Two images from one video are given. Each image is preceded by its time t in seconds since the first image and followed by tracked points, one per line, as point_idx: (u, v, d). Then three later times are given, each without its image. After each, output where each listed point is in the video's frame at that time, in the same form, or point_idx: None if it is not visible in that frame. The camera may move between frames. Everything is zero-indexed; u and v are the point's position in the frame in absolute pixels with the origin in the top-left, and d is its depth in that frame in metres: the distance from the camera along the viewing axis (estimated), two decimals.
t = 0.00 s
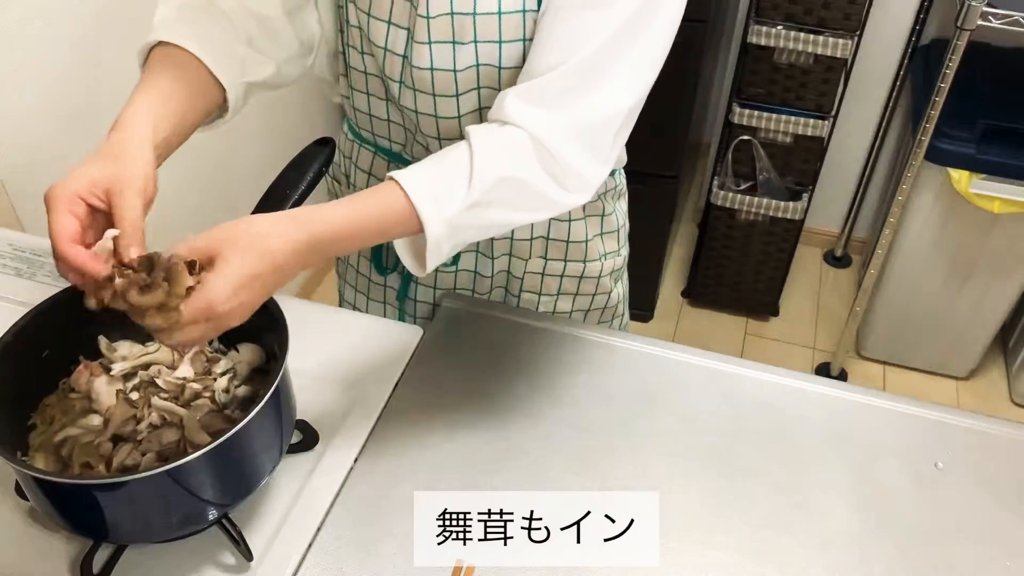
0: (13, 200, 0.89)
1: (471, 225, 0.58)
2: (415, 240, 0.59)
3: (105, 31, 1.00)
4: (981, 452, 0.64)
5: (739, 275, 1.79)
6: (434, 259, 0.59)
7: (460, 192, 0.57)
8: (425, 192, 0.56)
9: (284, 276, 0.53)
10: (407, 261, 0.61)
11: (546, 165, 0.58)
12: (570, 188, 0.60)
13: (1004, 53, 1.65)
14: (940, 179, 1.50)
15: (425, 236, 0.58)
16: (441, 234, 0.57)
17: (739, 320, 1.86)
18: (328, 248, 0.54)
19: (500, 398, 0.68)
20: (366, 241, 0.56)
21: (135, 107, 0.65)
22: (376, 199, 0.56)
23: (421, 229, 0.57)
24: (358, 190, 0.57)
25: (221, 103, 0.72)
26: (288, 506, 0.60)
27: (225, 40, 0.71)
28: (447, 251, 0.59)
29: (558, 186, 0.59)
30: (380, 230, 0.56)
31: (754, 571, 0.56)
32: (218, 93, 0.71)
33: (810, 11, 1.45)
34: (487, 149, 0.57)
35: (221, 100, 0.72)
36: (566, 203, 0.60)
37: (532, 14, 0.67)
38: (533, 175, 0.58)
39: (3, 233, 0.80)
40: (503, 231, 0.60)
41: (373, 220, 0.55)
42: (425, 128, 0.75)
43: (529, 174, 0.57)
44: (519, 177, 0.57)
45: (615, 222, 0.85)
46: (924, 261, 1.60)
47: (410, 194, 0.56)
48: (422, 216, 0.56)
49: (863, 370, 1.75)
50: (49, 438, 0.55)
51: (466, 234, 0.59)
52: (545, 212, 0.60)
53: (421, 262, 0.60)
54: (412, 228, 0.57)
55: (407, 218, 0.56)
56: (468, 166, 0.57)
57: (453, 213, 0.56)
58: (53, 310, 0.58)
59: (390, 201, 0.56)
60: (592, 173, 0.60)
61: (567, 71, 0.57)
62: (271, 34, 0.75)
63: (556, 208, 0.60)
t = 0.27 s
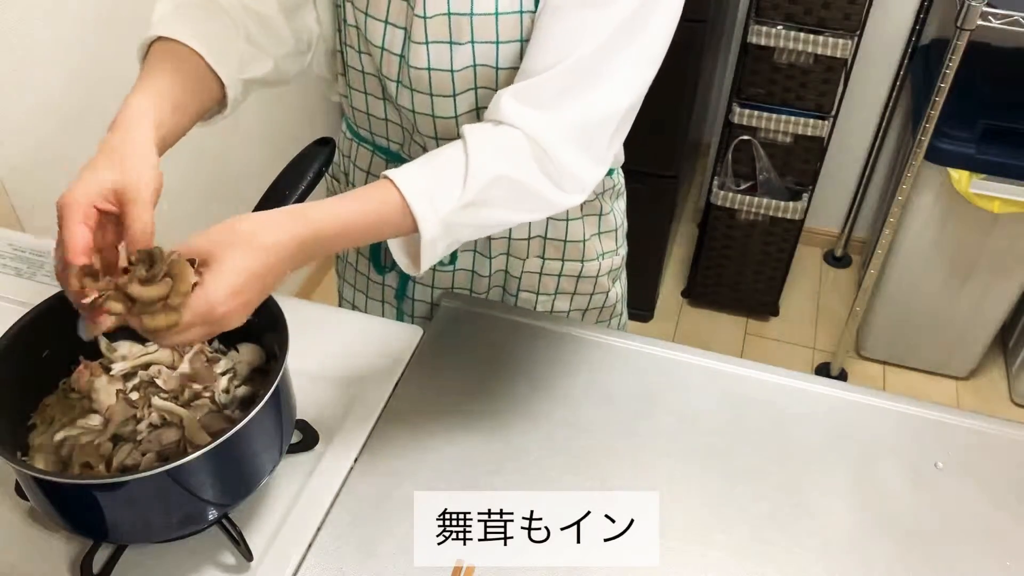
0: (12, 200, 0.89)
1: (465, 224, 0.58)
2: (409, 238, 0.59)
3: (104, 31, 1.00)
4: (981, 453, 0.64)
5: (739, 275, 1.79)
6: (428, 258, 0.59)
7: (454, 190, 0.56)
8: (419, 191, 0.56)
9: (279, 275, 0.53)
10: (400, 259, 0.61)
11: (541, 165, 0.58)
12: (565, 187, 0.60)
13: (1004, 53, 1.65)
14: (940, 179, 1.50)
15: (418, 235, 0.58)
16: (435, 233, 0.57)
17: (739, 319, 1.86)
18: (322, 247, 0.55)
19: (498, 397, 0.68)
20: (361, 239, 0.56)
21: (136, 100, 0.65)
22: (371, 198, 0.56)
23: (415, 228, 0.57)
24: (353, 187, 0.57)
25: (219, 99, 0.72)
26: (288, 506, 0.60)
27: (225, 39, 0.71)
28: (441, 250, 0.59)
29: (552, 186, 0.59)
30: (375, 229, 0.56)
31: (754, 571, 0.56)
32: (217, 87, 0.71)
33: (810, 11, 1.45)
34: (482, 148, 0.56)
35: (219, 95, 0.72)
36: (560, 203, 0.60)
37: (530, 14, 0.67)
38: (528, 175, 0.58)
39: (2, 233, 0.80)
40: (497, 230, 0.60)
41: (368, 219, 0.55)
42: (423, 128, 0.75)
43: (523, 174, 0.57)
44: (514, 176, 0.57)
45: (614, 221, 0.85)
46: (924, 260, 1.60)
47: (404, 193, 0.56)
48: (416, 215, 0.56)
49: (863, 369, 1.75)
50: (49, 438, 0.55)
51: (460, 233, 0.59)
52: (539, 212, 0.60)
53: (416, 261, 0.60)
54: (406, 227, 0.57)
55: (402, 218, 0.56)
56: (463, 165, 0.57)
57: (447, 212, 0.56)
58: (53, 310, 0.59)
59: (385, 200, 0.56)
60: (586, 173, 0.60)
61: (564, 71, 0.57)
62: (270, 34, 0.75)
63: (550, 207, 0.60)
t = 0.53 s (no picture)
0: (13, 199, 0.89)
1: (460, 223, 0.58)
2: (403, 237, 0.59)
3: (105, 31, 1.00)
4: (980, 452, 0.64)
5: (739, 275, 1.79)
6: (422, 256, 0.59)
7: (449, 189, 0.57)
8: (414, 190, 0.56)
9: (268, 272, 0.53)
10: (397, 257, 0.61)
11: (537, 164, 0.58)
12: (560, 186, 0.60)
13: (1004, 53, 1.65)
14: (940, 179, 1.50)
15: (413, 233, 0.58)
16: (429, 231, 0.57)
17: (739, 319, 1.86)
18: (314, 244, 0.55)
19: (498, 397, 0.68)
20: (352, 237, 0.56)
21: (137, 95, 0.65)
22: (364, 196, 0.56)
23: (408, 225, 0.57)
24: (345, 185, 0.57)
25: (222, 99, 0.72)
26: (288, 505, 0.60)
27: (225, 39, 0.71)
28: (436, 248, 0.59)
29: (548, 185, 0.59)
30: (365, 227, 0.56)
31: (754, 571, 0.56)
32: (218, 89, 0.71)
33: (810, 11, 1.45)
34: (477, 146, 0.57)
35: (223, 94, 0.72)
36: (556, 202, 0.59)
37: (530, 13, 0.67)
38: (523, 174, 0.57)
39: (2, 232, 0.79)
40: (492, 229, 0.60)
41: (361, 216, 0.55)
42: (423, 127, 0.75)
43: (519, 173, 0.57)
44: (509, 175, 0.57)
45: (614, 221, 0.85)
46: (924, 260, 1.60)
47: (398, 191, 0.56)
48: (411, 213, 0.56)
49: (863, 369, 1.75)
50: (49, 437, 0.55)
51: (455, 231, 0.59)
52: (535, 211, 0.60)
53: (411, 260, 0.60)
54: (398, 225, 0.57)
55: (394, 216, 0.57)
56: (458, 164, 0.57)
57: (441, 211, 0.56)
58: (53, 310, 0.58)
59: (377, 198, 0.56)
60: (582, 172, 0.60)
61: (560, 70, 0.57)
62: (271, 33, 0.75)
63: (546, 207, 0.60)
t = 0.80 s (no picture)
0: (13, 200, 0.89)
1: (467, 222, 0.58)
2: (410, 235, 0.59)
3: (104, 31, 1.00)
4: (981, 452, 0.64)
5: (739, 275, 1.79)
6: (428, 255, 0.59)
7: (456, 188, 0.56)
8: (422, 188, 0.56)
9: (275, 267, 0.53)
10: (401, 256, 0.61)
11: (542, 163, 0.58)
12: (565, 185, 0.60)
13: (1004, 53, 1.65)
14: (940, 180, 1.50)
15: (420, 231, 0.58)
16: (436, 230, 0.57)
17: (739, 319, 1.86)
18: (322, 240, 0.54)
19: (498, 397, 0.68)
20: (360, 234, 0.55)
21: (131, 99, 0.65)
22: (373, 193, 0.56)
23: (416, 223, 0.57)
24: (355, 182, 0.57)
25: (219, 105, 0.72)
26: (288, 505, 0.60)
27: (225, 40, 0.71)
28: (442, 247, 0.59)
29: (553, 184, 0.59)
30: (374, 224, 0.56)
31: (754, 571, 0.56)
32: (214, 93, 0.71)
33: (810, 11, 1.45)
34: (484, 145, 0.56)
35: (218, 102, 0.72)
36: (561, 201, 0.60)
37: (531, 13, 0.67)
38: (528, 173, 0.58)
39: (3, 233, 0.79)
40: (498, 227, 0.60)
41: (369, 214, 0.55)
42: (424, 127, 0.75)
43: (525, 171, 0.57)
44: (515, 174, 0.57)
45: (614, 222, 0.85)
46: (924, 260, 1.60)
47: (407, 189, 0.55)
48: (419, 211, 0.55)
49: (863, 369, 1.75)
50: (49, 437, 0.55)
51: (461, 230, 0.58)
52: (541, 209, 0.60)
53: (416, 258, 0.60)
54: (406, 222, 0.57)
55: (403, 214, 0.56)
56: (465, 163, 0.57)
57: (449, 209, 0.56)
58: (52, 309, 0.58)
59: (385, 194, 0.56)
60: (587, 171, 0.60)
61: (564, 69, 0.57)
62: (270, 33, 0.75)
63: (550, 205, 0.60)
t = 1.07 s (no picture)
0: (12, 200, 0.89)
1: (464, 221, 0.58)
2: (408, 236, 0.59)
3: (104, 31, 1.00)
4: (980, 452, 0.64)
5: (739, 275, 1.79)
6: (426, 254, 0.59)
7: (453, 188, 0.56)
8: (420, 188, 0.56)
9: (276, 265, 0.53)
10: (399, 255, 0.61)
11: (540, 162, 0.58)
12: (563, 185, 0.60)
13: (1004, 52, 1.65)
14: (940, 180, 1.50)
15: (418, 231, 0.58)
16: (434, 230, 0.57)
17: (739, 319, 1.86)
18: (322, 239, 0.54)
19: (498, 397, 0.68)
20: (360, 234, 0.55)
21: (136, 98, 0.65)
22: (373, 192, 0.56)
23: (413, 226, 0.57)
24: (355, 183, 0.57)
25: (220, 101, 0.72)
26: (288, 505, 0.60)
27: (225, 40, 0.71)
28: (439, 246, 0.59)
29: (551, 184, 0.59)
30: (373, 225, 0.56)
31: (754, 570, 0.56)
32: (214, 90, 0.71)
33: (810, 11, 1.45)
34: (483, 145, 0.56)
35: (218, 98, 0.72)
36: (559, 201, 0.60)
37: (530, 13, 0.67)
38: (526, 173, 0.58)
39: (2, 232, 0.80)
40: (496, 227, 0.60)
41: (368, 212, 0.55)
42: (423, 127, 0.75)
43: (523, 171, 0.57)
44: (513, 174, 0.57)
45: (614, 221, 0.85)
46: (924, 260, 1.60)
47: (405, 189, 0.55)
48: (416, 210, 0.55)
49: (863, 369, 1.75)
50: (49, 438, 0.55)
51: (458, 230, 0.58)
52: (538, 209, 0.60)
53: (415, 258, 0.60)
54: (405, 224, 0.57)
55: (402, 213, 0.56)
56: (463, 162, 0.57)
57: (446, 209, 0.56)
58: (51, 310, 0.59)
59: (384, 193, 0.56)
60: (585, 172, 0.60)
61: (563, 69, 0.57)
62: (270, 33, 0.75)
63: (547, 205, 0.60)
